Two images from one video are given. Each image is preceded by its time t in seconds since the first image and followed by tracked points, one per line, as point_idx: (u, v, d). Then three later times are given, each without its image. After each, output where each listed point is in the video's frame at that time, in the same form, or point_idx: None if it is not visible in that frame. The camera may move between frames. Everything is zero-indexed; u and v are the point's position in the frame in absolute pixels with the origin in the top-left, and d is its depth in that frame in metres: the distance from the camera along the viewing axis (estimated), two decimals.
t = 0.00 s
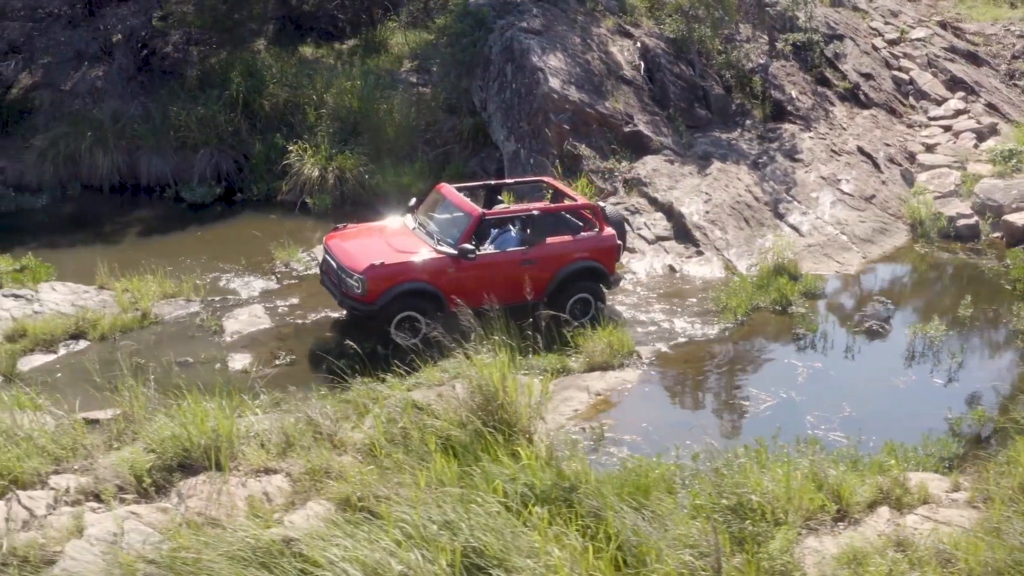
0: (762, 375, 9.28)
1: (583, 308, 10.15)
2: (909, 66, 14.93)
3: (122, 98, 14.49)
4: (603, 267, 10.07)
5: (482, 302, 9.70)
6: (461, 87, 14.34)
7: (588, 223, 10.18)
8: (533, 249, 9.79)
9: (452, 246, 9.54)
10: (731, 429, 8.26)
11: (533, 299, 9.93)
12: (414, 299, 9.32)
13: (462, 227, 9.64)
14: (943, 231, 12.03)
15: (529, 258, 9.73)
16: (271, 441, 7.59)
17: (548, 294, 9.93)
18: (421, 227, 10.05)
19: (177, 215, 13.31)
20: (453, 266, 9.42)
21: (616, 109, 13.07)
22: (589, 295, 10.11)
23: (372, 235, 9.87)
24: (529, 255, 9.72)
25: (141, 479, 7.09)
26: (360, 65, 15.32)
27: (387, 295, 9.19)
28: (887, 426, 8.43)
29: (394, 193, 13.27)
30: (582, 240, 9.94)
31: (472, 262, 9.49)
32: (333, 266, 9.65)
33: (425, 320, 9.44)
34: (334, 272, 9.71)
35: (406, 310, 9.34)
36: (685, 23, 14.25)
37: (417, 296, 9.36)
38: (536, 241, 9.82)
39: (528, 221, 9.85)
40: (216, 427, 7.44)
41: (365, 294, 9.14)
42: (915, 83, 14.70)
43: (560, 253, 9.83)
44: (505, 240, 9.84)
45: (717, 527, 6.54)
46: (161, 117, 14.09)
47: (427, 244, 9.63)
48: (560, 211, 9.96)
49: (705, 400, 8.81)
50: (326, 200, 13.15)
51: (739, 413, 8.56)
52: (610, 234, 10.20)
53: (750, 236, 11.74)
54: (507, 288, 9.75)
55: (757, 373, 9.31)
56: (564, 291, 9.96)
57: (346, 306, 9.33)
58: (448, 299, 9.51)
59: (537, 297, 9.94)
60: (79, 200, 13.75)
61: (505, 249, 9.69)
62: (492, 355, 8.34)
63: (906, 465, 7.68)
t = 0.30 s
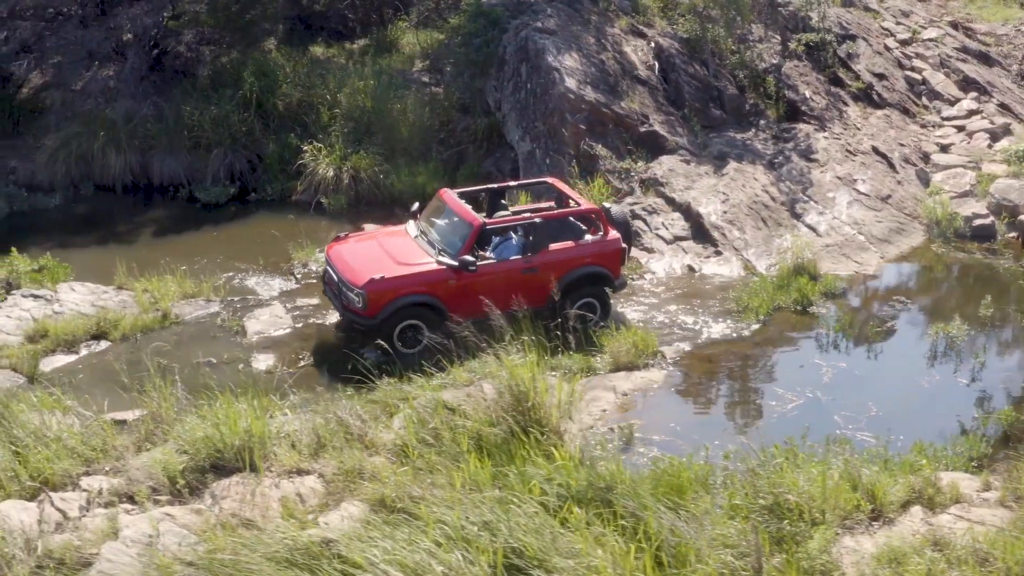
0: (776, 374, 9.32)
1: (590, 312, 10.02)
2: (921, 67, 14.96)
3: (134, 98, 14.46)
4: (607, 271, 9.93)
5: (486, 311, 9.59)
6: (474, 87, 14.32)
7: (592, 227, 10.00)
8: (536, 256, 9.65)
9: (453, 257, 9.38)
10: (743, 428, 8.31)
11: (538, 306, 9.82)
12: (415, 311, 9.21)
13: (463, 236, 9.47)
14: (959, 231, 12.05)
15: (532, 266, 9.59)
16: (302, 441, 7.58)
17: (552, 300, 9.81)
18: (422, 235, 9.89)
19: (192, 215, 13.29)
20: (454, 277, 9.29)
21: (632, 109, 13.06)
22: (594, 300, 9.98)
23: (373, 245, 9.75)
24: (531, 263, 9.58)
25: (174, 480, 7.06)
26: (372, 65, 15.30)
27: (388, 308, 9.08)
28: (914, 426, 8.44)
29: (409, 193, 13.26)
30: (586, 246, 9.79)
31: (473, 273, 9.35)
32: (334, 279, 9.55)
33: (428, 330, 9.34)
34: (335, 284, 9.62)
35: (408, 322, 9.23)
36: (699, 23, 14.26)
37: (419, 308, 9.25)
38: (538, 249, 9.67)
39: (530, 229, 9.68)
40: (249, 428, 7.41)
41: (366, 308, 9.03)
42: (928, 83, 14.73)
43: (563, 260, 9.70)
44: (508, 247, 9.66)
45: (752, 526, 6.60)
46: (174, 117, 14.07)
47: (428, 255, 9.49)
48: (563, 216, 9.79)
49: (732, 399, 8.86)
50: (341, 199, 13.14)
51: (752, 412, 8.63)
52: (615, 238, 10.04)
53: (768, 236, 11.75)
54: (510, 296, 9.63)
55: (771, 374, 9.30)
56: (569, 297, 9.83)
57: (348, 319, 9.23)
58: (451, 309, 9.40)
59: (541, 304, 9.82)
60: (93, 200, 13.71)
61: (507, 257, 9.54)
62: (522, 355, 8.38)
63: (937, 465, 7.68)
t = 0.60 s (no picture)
0: (788, 373, 9.33)
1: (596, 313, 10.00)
2: (932, 67, 15.00)
3: (145, 97, 14.44)
4: (614, 274, 9.91)
5: (491, 314, 9.54)
6: (486, 87, 14.32)
7: (599, 229, 9.96)
8: (542, 259, 9.59)
9: (459, 260, 9.29)
10: (752, 428, 8.38)
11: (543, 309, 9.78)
12: (420, 314, 9.14)
13: (469, 238, 9.40)
14: (973, 231, 12.07)
15: (538, 269, 9.55)
16: (330, 442, 7.57)
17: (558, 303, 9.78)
18: (428, 236, 9.82)
19: (205, 215, 13.26)
20: (460, 280, 9.23)
21: (645, 109, 13.06)
22: (601, 302, 9.94)
23: (379, 246, 9.67)
24: (538, 266, 9.54)
25: (204, 481, 7.03)
26: (383, 65, 15.27)
27: (393, 312, 9.00)
28: (938, 425, 8.45)
29: (423, 192, 13.25)
30: (593, 249, 9.74)
31: (479, 276, 9.29)
32: (339, 280, 9.47)
33: (433, 333, 9.29)
34: (340, 285, 9.54)
35: (413, 325, 9.15)
36: (711, 23, 14.27)
37: (425, 311, 9.19)
38: (545, 252, 9.60)
39: (537, 231, 9.57)
40: (278, 428, 7.40)
41: (371, 312, 8.95)
42: (939, 83, 14.75)
43: (569, 263, 9.65)
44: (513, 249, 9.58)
45: (784, 525, 6.63)
46: (186, 116, 14.04)
47: (434, 257, 9.41)
48: (570, 219, 9.73)
49: (755, 399, 8.88)
50: (354, 199, 13.14)
51: (763, 412, 8.66)
52: (622, 240, 10.00)
53: (784, 236, 11.76)
54: (515, 299, 9.58)
55: (782, 375, 9.28)
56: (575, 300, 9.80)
57: (353, 322, 9.16)
58: (456, 312, 9.34)
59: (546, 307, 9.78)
60: (105, 200, 13.69)
61: (513, 260, 9.48)
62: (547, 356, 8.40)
63: (964, 464, 7.68)
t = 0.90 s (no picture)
0: (800, 374, 9.33)
1: (599, 315, 9.93)
2: (945, 67, 15.03)
3: (158, 97, 14.42)
4: (616, 276, 9.87)
5: (493, 317, 9.48)
6: (500, 86, 14.30)
7: (601, 231, 9.90)
8: (544, 262, 9.54)
9: (460, 264, 9.24)
10: (766, 428, 8.35)
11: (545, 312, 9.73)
12: (420, 318, 9.08)
13: (470, 242, 9.34)
14: (989, 231, 12.08)
15: (540, 272, 9.48)
16: (362, 442, 7.56)
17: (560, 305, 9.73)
18: (430, 240, 9.77)
19: (219, 214, 13.24)
20: (460, 284, 9.17)
21: (661, 109, 13.06)
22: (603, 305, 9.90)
23: (380, 250, 9.63)
24: (539, 269, 9.47)
25: (240, 481, 7.02)
26: (395, 64, 15.25)
27: (393, 316, 8.95)
28: (966, 424, 8.46)
29: (438, 192, 13.24)
30: (595, 252, 9.69)
31: (480, 280, 9.23)
32: (340, 285, 9.42)
33: (434, 337, 9.25)
34: (341, 290, 9.49)
35: (413, 329, 9.10)
36: (725, 23, 14.27)
37: (426, 315, 9.13)
38: (547, 254, 9.54)
39: (539, 234, 9.52)
40: (312, 428, 7.39)
41: (371, 316, 8.89)
42: (952, 83, 14.79)
43: (572, 266, 9.59)
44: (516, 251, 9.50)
45: (822, 524, 6.63)
46: (199, 116, 14.05)
47: (435, 261, 9.35)
48: (572, 222, 9.68)
49: (782, 398, 8.90)
50: (369, 199, 13.12)
51: (777, 412, 8.65)
52: (625, 243, 9.96)
53: (802, 236, 11.77)
54: (517, 302, 9.52)
55: (794, 377, 9.25)
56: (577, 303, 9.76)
57: (353, 327, 9.10)
58: (457, 315, 9.28)
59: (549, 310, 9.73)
60: (118, 200, 13.66)
61: (514, 264, 9.42)
62: (575, 358, 8.40)
63: (996, 462, 7.67)
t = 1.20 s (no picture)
0: (817, 374, 9.34)
1: (603, 318, 9.94)
2: (956, 67, 15.08)
3: (170, 97, 14.41)
4: (620, 280, 9.90)
5: (496, 319, 9.48)
6: (512, 87, 14.31)
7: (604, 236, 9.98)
8: (548, 264, 9.57)
9: (463, 264, 9.28)
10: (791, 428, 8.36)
11: (548, 315, 9.73)
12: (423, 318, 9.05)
13: (474, 243, 9.39)
14: (1003, 231, 12.11)
15: (544, 273, 9.52)
16: (391, 443, 7.56)
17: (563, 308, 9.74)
18: (432, 243, 9.80)
19: (233, 215, 13.23)
20: (464, 283, 9.18)
21: (675, 109, 13.08)
22: (606, 308, 9.90)
23: (383, 252, 9.64)
24: (543, 270, 9.51)
25: (271, 482, 7.01)
26: (407, 64, 15.24)
27: (397, 314, 8.92)
28: (991, 422, 8.46)
29: (452, 192, 13.24)
30: (599, 255, 9.74)
31: (484, 280, 9.25)
32: (343, 285, 9.39)
33: (439, 337, 9.22)
34: (343, 291, 9.45)
35: (417, 329, 9.05)
36: (737, 23, 14.29)
37: (429, 314, 9.10)
38: (551, 256, 9.57)
39: (542, 236, 9.60)
40: (343, 429, 7.38)
41: (375, 314, 8.85)
42: (963, 83, 14.84)
43: (575, 268, 9.64)
44: (515, 256, 9.67)
45: (856, 524, 6.63)
46: (211, 116, 14.09)
47: (438, 262, 9.38)
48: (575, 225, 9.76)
49: (803, 397, 8.92)
50: (383, 199, 13.11)
51: (786, 413, 8.64)
52: (628, 247, 10.01)
53: (819, 236, 11.78)
54: (520, 304, 9.53)
55: (804, 380, 9.22)
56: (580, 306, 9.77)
57: (355, 326, 9.05)
58: (460, 316, 9.27)
59: (551, 313, 9.73)
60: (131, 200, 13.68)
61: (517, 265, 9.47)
62: (601, 359, 8.42)
63: None
